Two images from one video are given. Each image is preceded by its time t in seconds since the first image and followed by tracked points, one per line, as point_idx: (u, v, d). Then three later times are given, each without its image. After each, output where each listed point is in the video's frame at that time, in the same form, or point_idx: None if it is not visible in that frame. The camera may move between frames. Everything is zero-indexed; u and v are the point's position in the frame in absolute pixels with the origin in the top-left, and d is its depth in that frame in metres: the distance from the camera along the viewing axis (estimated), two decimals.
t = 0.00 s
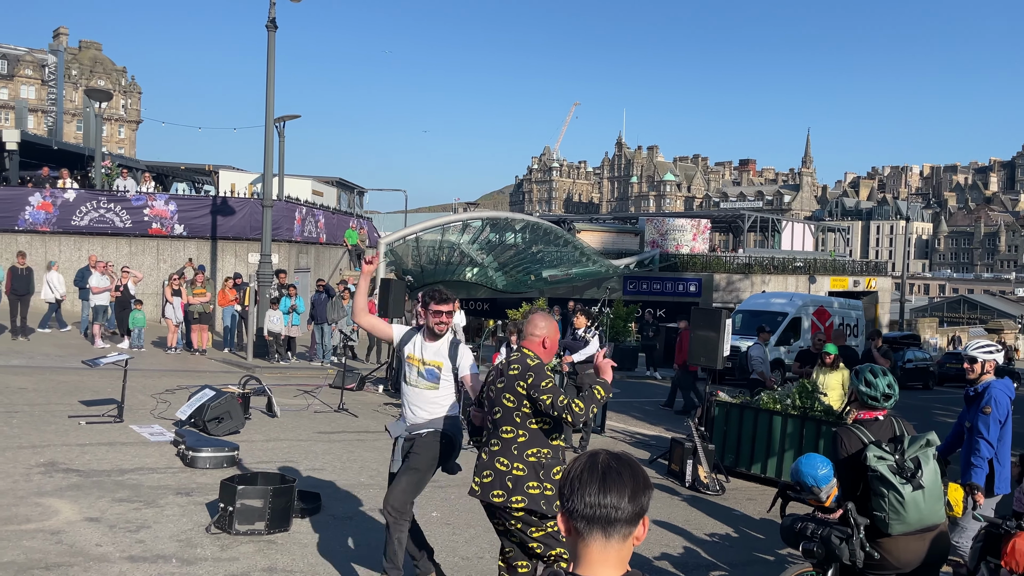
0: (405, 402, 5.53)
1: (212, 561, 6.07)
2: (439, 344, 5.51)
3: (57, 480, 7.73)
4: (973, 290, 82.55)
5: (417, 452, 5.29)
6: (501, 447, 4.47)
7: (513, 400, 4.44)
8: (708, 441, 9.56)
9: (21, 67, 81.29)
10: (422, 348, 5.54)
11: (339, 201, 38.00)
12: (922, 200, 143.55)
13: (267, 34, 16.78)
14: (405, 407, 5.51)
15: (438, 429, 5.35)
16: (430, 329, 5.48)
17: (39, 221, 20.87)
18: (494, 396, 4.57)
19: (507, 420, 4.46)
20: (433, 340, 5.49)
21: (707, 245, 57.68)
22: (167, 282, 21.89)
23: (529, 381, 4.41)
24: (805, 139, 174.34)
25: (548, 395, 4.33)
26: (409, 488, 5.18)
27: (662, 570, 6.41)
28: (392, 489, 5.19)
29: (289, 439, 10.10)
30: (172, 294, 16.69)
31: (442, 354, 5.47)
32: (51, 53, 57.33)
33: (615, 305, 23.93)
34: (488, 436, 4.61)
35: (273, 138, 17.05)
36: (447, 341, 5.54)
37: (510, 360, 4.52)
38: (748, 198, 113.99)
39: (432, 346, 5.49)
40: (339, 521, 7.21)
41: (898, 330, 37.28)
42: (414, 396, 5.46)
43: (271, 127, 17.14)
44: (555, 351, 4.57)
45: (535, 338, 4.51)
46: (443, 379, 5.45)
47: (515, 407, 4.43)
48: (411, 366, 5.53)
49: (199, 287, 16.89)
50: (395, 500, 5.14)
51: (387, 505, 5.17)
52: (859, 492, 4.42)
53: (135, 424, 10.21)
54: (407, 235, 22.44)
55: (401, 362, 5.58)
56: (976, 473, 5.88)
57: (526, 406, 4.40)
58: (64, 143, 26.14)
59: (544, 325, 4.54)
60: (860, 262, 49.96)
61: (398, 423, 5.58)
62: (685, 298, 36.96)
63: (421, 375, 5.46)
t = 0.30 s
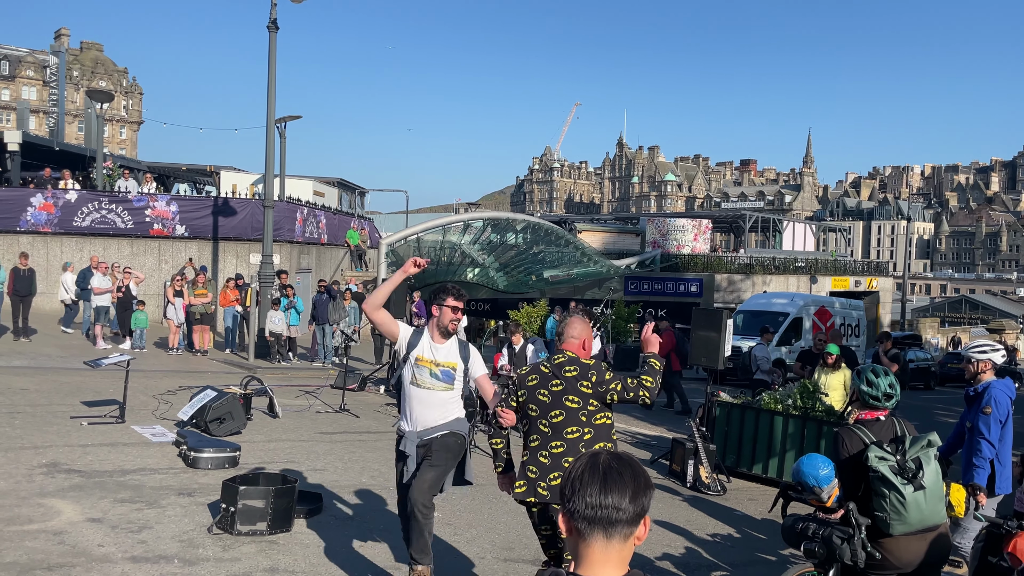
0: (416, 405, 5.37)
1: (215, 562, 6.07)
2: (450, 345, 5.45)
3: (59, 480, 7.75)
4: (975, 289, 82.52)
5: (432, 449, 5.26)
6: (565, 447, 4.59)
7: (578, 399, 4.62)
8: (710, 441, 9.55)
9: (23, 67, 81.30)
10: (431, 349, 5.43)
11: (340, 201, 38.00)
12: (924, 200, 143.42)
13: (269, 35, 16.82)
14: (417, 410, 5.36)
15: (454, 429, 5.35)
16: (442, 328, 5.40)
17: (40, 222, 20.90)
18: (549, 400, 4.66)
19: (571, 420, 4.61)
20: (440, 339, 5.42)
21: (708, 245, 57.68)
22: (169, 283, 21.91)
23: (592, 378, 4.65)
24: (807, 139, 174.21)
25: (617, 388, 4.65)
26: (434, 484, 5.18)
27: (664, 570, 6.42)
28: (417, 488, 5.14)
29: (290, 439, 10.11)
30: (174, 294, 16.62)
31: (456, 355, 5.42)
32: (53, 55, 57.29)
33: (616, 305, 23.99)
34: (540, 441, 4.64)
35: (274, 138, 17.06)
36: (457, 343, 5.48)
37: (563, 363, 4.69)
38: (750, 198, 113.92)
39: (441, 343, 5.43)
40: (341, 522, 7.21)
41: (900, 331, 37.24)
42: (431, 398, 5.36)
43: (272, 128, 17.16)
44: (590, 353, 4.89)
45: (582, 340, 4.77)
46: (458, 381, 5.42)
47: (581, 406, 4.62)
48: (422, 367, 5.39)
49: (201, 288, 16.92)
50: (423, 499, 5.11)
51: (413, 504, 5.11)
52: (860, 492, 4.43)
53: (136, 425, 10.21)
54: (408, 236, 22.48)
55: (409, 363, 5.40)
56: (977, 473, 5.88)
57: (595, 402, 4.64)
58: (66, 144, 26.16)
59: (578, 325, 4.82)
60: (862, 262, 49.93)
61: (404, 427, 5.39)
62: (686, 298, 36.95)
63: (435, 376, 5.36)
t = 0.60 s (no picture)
0: (440, 430, 5.08)
1: (215, 563, 6.07)
2: (467, 366, 5.22)
3: (59, 481, 7.74)
4: (975, 288, 82.53)
5: (465, 485, 5.06)
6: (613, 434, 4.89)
7: (620, 388, 4.96)
8: (710, 441, 9.54)
9: (23, 68, 81.34)
10: (451, 371, 5.16)
11: (340, 202, 38.01)
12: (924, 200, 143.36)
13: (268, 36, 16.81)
14: (442, 435, 5.08)
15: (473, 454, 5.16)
16: (460, 350, 5.16)
17: (40, 222, 20.90)
18: (590, 394, 4.92)
19: (615, 409, 4.92)
20: (458, 360, 5.18)
21: (709, 245, 57.67)
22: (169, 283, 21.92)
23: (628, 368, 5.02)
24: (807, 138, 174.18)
25: (650, 371, 5.08)
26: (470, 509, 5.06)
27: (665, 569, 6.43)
28: (462, 527, 4.97)
29: (290, 440, 10.11)
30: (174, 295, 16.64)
31: (475, 377, 5.22)
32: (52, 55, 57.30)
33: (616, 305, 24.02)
34: (585, 433, 4.88)
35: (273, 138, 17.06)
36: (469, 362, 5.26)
37: (597, 358, 4.99)
38: (750, 198, 113.89)
39: (457, 363, 5.18)
40: (341, 522, 7.20)
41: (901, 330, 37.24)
42: (457, 423, 5.12)
43: (272, 129, 17.16)
44: (606, 349, 5.24)
45: (607, 338, 5.14)
46: (477, 405, 5.23)
47: (623, 394, 4.96)
48: (444, 392, 5.10)
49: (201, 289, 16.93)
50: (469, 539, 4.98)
51: (460, 543, 4.94)
52: (860, 492, 4.41)
53: (136, 426, 10.22)
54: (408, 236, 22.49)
55: (429, 387, 5.08)
56: (978, 473, 5.87)
57: (634, 389, 5.01)
58: (65, 145, 26.16)
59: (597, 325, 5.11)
60: (861, 262, 49.94)
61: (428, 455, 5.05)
62: (687, 298, 36.95)
63: (459, 402, 5.11)
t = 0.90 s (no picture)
0: (481, 421, 5.00)
1: (213, 563, 6.06)
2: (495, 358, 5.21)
3: (57, 482, 7.73)
4: (973, 286, 82.49)
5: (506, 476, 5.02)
6: (629, 438, 4.92)
7: (638, 393, 4.98)
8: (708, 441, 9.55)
9: (20, 68, 81.27)
10: (487, 362, 5.13)
11: (338, 202, 37.98)
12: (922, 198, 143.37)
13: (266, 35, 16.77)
14: (482, 426, 5.00)
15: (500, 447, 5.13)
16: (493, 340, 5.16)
17: (38, 223, 20.86)
18: (609, 396, 4.94)
19: (632, 413, 4.95)
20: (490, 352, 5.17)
21: (707, 244, 57.64)
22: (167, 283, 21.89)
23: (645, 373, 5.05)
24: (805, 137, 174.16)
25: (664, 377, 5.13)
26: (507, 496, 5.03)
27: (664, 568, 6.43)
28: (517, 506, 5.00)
29: (289, 440, 10.10)
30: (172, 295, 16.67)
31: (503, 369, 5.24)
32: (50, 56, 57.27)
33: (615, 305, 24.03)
34: (603, 434, 4.91)
35: (272, 137, 17.03)
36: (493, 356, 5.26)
37: (616, 363, 5.03)
38: (748, 198, 113.86)
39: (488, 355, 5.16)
40: (340, 522, 7.19)
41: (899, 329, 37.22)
42: (492, 415, 5.06)
43: (270, 128, 17.13)
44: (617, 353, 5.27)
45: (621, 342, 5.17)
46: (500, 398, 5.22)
47: (640, 399, 4.99)
48: (484, 382, 5.05)
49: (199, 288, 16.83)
50: (517, 519, 5.01)
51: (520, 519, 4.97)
52: (857, 491, 4.39)
53: (134, 426, 10.20)
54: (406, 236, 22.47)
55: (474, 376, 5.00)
56: (976, 472, 5.87)
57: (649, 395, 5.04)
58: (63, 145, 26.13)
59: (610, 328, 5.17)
60: (860, 260, 49.96)
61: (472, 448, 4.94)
62: (685, 297, 36.93)
63: (496, 392, 5.09)
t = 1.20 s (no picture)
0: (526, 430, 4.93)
1: (208, 563, 6.04)
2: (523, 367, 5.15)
3: (52, 482, 7.70)
4: (970, 284, 82.44)
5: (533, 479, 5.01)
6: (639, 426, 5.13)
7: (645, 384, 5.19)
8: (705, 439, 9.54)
9: (16, 68, 81.05)
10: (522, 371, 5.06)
11: (335, 201, 37.91)
12: (919, 196, 143.39)
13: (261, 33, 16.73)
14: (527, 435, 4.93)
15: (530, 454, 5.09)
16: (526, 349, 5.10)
17: (33, 222, 20.79)
18: (623, 387, 5.12)
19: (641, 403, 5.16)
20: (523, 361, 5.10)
21: (704, 242, 57.58)
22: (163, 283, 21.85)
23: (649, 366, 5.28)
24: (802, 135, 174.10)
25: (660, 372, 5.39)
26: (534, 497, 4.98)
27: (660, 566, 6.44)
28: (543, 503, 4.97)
29: (285, 440, 10.08)
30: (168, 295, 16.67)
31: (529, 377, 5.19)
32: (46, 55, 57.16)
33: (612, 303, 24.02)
34: (618, 423, 5.08)
35: (268, 137, 17.00)
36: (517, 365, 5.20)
37: (626, 355, 5.22)
38: (745, 196, 113.84)
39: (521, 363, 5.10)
40: (337, 521, 7.18)
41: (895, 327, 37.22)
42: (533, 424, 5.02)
43: (266, 128, 17.09)
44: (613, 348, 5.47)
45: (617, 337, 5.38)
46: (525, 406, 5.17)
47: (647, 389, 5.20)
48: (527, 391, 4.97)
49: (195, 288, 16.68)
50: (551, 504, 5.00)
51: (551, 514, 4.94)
52: (853, 488, 4.38)
53: (130, 426, 10.17)
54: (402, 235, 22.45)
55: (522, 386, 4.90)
56: (972, 469, 5.87)
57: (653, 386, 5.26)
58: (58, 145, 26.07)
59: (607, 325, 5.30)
60: (857, 259, 49.93)
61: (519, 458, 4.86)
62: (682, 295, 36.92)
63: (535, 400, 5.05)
